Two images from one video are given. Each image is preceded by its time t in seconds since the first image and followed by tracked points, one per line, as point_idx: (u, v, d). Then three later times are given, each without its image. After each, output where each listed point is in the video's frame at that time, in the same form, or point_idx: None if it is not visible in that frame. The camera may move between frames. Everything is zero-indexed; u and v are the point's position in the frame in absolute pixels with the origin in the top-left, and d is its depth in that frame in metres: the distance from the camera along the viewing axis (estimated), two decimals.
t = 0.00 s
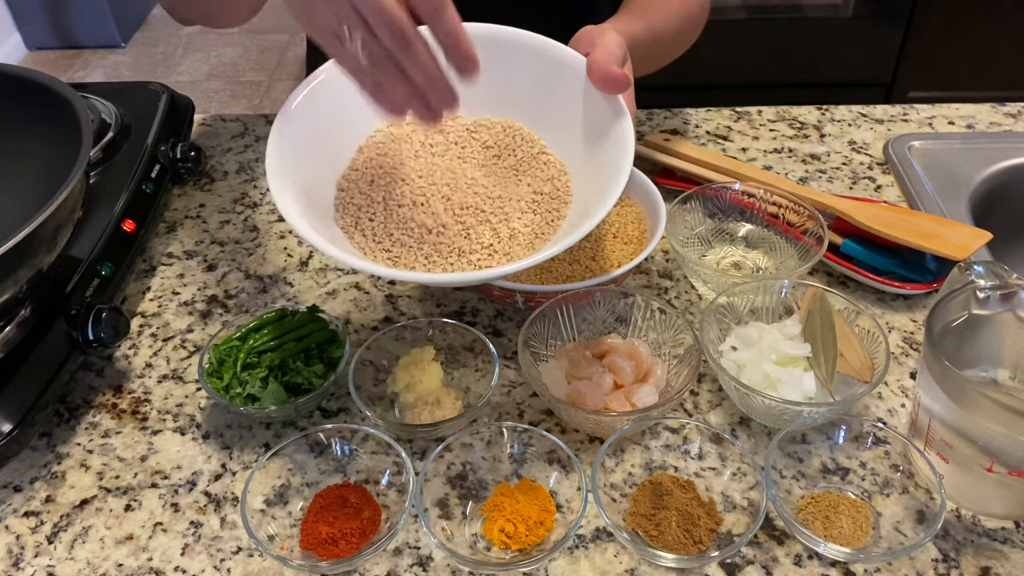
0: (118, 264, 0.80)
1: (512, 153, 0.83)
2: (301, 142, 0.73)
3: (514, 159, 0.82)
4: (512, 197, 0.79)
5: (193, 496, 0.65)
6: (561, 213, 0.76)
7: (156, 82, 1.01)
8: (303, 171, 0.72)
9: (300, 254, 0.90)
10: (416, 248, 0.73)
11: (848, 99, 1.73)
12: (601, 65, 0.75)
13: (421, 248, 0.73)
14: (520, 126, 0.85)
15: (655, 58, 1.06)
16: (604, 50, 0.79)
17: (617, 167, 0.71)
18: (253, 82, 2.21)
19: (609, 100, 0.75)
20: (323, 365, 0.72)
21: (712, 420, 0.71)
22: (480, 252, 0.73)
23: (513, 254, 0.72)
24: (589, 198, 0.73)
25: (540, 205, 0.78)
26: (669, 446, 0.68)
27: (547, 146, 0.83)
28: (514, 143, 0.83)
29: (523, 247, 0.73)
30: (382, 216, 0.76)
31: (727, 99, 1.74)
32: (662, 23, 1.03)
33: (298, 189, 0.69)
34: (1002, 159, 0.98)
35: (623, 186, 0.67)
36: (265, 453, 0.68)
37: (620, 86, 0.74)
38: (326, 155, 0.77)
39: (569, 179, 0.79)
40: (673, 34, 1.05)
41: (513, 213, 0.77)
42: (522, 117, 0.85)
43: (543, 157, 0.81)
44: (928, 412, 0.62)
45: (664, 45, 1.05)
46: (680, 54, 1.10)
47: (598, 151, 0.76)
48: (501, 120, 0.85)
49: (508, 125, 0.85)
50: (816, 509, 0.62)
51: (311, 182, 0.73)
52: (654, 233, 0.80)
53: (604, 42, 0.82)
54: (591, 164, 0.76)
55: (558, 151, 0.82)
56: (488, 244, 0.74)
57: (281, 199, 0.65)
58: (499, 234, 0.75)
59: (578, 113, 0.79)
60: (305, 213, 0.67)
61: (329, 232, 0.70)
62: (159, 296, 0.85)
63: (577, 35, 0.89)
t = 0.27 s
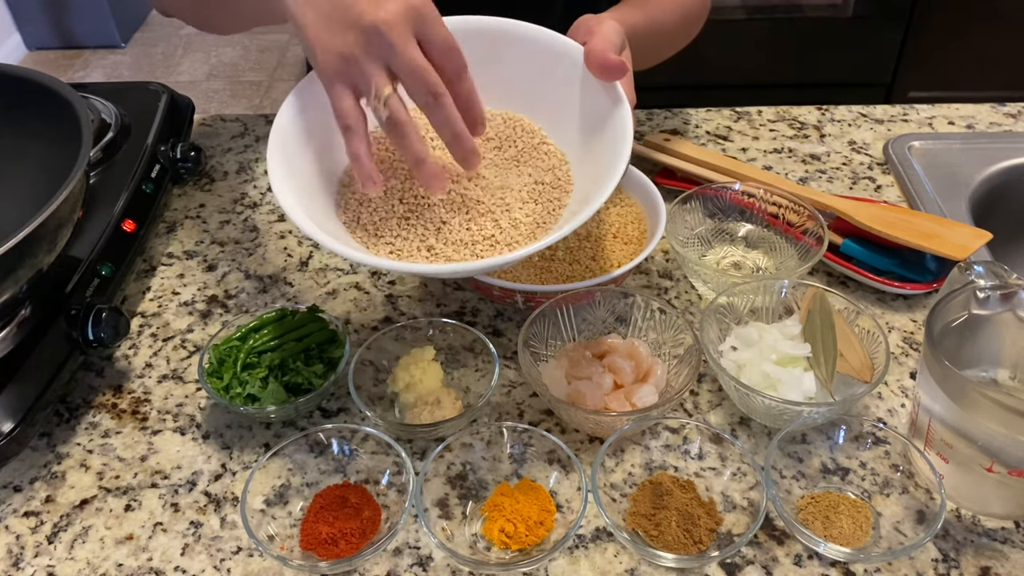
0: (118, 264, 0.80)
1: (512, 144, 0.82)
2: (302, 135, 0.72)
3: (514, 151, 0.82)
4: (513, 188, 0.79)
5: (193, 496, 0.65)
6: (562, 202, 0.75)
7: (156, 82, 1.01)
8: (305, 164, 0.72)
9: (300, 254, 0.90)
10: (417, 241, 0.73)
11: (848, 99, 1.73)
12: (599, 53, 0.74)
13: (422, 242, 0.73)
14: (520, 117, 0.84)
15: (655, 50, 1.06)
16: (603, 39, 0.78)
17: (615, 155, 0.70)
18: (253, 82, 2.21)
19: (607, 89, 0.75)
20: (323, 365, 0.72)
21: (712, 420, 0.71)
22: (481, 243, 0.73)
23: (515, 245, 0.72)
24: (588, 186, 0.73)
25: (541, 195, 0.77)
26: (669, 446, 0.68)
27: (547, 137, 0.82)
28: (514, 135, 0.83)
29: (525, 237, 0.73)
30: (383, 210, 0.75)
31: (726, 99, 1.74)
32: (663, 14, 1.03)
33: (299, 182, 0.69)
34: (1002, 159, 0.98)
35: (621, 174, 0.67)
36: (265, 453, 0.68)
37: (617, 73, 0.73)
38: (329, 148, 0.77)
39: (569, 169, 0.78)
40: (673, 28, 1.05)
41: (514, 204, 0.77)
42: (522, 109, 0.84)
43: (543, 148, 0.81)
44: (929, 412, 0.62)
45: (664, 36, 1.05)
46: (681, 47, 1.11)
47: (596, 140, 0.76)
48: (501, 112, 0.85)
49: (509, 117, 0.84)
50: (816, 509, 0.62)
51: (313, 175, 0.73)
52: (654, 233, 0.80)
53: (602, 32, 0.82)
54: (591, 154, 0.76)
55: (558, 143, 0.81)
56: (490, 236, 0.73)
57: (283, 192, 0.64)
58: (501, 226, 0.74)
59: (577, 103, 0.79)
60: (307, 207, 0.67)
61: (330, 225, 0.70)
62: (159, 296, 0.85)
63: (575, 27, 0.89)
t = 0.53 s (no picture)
0: (118, 264, 0.80)
1: (507, 142, 0.83)
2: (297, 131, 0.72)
3: (509, 148, 0.82)
4: (507, 185, 0.79)
5: (193, 496, 0.65)
6: (555, 199, 0.75)
7: (156, 82, 1.01)
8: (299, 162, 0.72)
9: (300, 254, 0.90)
10: (410, 237, 0.73)
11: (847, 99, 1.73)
12: (590, 50, 0.74)
13: (415, 239, 0.73)
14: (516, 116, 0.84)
15: (653, 49, 1.07)
16: (595, 36, 0.79)
17: (606, 151, 0.70)
18: (253, 82, 2.21)
19: (599, 86, 0.75)
20: (323, 365, 0.72)
21: (712, 420, 0.71)
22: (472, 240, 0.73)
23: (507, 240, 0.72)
24: (580, 183, 0.72)
25: (534, 192, 0.77)
26: (669, 446, 0.68)
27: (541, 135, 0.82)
28: (509, 133, 0.83)
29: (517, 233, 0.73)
30: (376, 207, 0.76)
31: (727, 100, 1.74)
32: (661, 16, 1.03)
33: (292, 178, 0.69)
34: (1002, 159, 0.98)
35: (611, 170, 0.67)
36: (265, 453, 0.68)
37: (608, 70, 0.73)
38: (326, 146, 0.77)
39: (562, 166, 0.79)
40: (672, 28, 1.06)
41: (507, 201, 0.77)
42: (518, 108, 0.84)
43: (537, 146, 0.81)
44: (929, 412, 0.62)
45: (663, 37, 1.06)
46: (680, 50, 1.11)
47: (589, 137, 0.76)
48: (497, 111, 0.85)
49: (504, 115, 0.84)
50: (816, 509, 0.62)
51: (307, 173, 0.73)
52: (654, 233, 0.80)
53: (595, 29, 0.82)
54: (583, 151, 0.76)
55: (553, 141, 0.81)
56: (484, 233, 0.74)
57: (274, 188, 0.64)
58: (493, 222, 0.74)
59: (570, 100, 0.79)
60: (298, 203, 0.67)
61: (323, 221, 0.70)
62: (159, 296, 0.85)
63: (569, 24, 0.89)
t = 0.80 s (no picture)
0: (118, 264, 0.80)
1: (502, 129, 0.82)
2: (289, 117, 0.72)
3: (504, 135, 0.82)
4: (501, 171, 0.78)
5: (193, 496, 0.65)
6: (547, 184, 0.75)
7: (156, 82, 1.00)
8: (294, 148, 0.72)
9: (300, 254, 0.90)
10: (402, 221, 0.73)
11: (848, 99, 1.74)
12: (581, 35, 0.75)
13: (407, 223, 0.73)
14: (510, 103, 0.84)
15: (654, 45, 1.07)
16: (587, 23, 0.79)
17: (596, 135, 0.70)
18: (253, 82, 2.21)
19: (591, 71, 0.75)
20: (323, 365, 0.72)
21: (712, 420, 0.71)
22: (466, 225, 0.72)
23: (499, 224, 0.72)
24: (572, 168, 0.72)
25: (528, 177, 0.77)
26: (669, 446, 0.69)
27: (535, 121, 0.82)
28: (505, 120, 0.82)
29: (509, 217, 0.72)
30: (370, 193, 0.75)
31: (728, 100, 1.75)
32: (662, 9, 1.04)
33: (284, 164, 0.69)
34: (1002, 159, 0.98)
35: (599, 154, 0.67)
36: (265, 453, 0.68)
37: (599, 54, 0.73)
38: (321, 133, 0.77)
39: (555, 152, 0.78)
40: (673, 24, 1.06)
41: (501, 186, 0.77)
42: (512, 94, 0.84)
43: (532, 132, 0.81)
44: (929, 412, 0.62)
45: (663, 31, 1.06)
46: (681, 44, 1.11)
47: (581, 122, 0.75)
48: (492, 99, 0.85)
49: (499, 102, 0.84)
50: (816, 509, 0.62)
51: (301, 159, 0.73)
52: (654, 234, 0.80)
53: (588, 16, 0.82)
54: (575, 137, 0.76)
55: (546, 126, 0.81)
56: (475, 217, 0.73)
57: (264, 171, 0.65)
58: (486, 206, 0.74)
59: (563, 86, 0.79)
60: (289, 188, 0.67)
61: (314, 207, 0.70)
62: (159, 296, 0.85)
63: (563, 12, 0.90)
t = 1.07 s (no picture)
0: (118, 264, 0.80)
1: (496, 123, 0.82)
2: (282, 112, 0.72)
3: (499, 129, 0.81)
4: (496, 164, 0.78)
5: (193, 496, 0.65)
6: (541, 177, 0.75)
7: (156, 82, 1.00)
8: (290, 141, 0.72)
9: (299, 254, 0.90)
10: (397, 213, 0.73)
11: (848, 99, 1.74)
12: (575, 28, 0.74)
13: (402, 216, 0.73)
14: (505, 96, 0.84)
15: (650, 39, 1.07)
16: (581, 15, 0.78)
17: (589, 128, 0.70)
18: (253, 82, 2.21)
19: (585, 64, 0.75)
20: (323, 365, 0.72)
21: (712, 421, 0.71)
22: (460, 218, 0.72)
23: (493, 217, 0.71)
24: (566, 161, 0.72)
25: (523, 170, 0.77)
26: (669, 446, 0.69)
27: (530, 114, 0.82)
28: (499, 114, 0.82)
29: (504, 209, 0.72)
30: (365, 186, 0.75)
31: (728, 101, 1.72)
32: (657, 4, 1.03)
33: (279, 159, 0.69)
34: (1002, 159, 0.98)
35: (593, 146, 0.67)
36: (265, 453, 0.68)
37: (593, 47, 0.73)
38: (317, 126, 0.77)
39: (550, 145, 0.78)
40: (670, 18, 1.06)
41: (496, 179, 0.77)
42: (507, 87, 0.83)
43: (526, 125, 0.81)
44: (929, 412, 0.62)
45: (659, 26, 1.05)
46: (679, 37, 1.11)
47: (575, 116, 0.75)
48: (487, 92, 0.84)
49: (493, 96, 0.84)
50: (816, 509, 0.62)
51: (297, 152, 0.73)
52: (654, 233, 0.80)
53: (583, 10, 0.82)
54: (569, 129, 0.76)
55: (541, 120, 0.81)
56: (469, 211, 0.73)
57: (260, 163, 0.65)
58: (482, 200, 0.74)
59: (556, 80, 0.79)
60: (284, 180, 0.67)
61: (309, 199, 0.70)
62: (159, 296, 0.85)
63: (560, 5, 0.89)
